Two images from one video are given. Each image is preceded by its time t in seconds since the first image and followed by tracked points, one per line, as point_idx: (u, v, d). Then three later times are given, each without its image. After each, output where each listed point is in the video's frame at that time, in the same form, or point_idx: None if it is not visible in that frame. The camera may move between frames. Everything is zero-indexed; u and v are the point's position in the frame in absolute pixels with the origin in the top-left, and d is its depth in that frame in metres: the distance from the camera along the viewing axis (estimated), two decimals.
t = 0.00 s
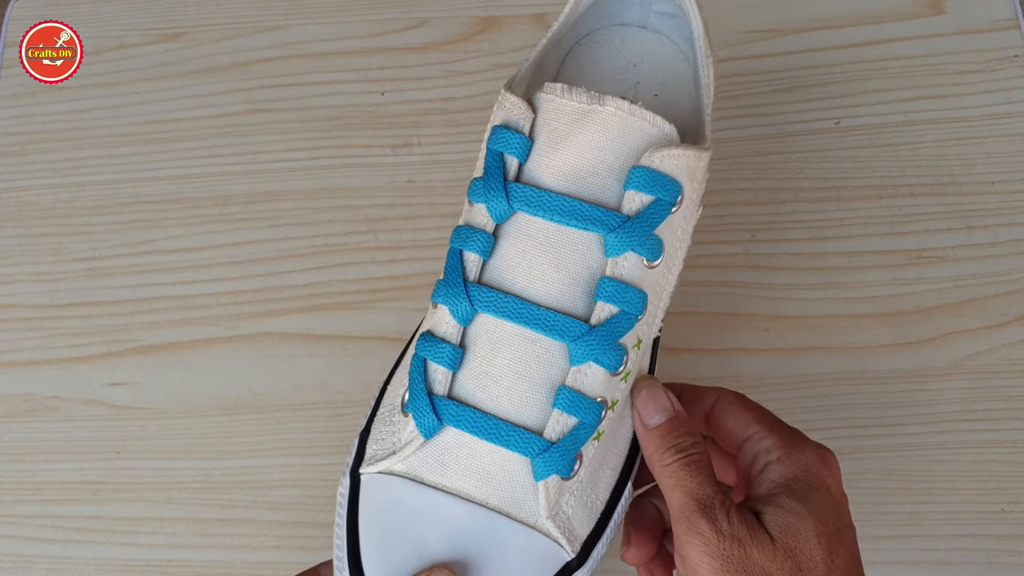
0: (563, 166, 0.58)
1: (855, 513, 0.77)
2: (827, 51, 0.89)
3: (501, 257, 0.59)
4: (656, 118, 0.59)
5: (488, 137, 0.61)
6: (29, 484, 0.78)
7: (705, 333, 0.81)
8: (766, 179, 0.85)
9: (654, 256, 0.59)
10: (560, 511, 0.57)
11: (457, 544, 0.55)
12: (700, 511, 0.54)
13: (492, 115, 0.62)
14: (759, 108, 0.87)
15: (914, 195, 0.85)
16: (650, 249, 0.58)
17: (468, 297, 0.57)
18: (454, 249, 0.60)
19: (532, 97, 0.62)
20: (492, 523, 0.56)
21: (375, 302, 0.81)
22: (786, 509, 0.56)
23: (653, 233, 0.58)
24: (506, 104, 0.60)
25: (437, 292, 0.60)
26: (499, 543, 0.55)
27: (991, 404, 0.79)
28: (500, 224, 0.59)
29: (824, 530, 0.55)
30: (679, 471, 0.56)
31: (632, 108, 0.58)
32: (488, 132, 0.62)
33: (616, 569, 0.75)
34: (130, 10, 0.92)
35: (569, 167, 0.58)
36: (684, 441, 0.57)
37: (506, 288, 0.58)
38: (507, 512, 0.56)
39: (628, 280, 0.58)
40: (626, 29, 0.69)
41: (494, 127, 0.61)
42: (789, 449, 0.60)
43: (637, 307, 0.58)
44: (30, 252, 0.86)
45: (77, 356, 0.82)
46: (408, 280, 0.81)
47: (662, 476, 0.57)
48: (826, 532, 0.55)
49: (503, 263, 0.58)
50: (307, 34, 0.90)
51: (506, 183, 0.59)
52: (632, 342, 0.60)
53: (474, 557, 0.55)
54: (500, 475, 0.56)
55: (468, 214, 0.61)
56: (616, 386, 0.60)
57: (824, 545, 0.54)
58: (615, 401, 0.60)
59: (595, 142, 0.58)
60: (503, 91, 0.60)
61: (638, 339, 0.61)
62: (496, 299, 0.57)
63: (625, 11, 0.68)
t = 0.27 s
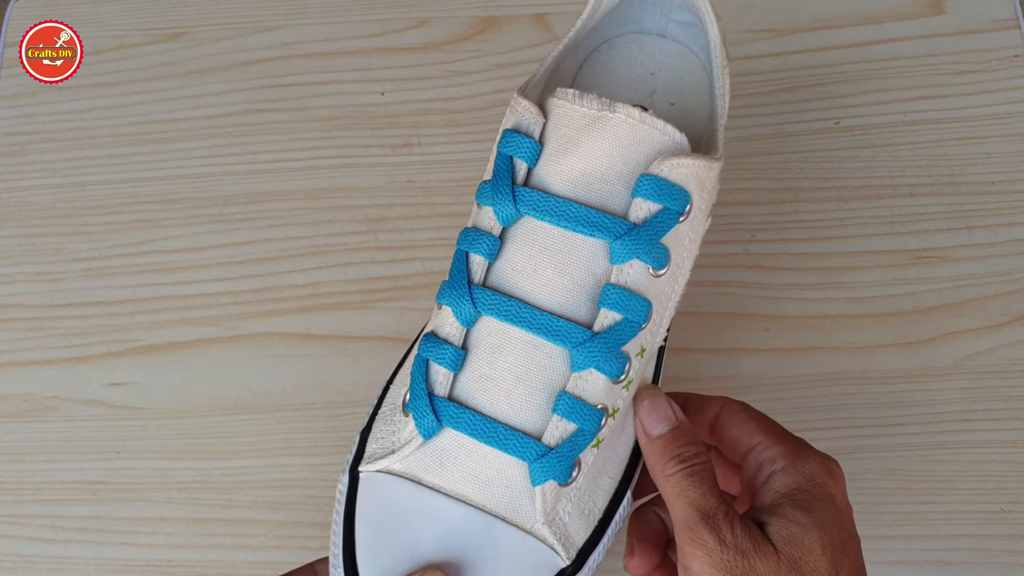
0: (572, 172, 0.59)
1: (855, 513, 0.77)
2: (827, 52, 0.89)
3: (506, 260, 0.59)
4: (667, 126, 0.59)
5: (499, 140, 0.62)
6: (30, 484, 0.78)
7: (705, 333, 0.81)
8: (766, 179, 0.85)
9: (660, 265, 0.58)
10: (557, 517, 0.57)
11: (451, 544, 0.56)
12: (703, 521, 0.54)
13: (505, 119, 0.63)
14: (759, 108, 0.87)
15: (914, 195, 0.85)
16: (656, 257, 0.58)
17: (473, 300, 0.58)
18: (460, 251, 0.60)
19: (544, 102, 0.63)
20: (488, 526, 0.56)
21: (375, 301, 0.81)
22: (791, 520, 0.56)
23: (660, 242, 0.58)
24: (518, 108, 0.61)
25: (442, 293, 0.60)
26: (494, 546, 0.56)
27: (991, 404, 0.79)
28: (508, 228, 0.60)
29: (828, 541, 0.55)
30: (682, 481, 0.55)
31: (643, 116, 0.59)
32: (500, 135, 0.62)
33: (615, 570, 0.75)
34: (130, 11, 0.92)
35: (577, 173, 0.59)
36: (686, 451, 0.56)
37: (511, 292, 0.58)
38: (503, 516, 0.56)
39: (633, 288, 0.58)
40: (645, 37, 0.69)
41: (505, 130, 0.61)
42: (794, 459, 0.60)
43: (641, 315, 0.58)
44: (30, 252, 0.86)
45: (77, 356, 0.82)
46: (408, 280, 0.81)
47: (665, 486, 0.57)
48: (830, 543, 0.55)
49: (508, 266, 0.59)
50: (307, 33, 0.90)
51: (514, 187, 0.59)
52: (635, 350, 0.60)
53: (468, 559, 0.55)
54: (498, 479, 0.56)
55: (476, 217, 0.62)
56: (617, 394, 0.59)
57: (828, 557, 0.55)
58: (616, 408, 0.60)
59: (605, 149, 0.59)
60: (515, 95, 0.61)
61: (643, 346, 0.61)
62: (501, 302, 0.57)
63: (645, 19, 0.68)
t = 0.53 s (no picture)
0: (584, 175, 0.59)
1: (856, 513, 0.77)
2: (827, 52, 0.89)
3: (515, 262, 0.59)
4: (682, 129, 0.58)
5: (513, 140, 0.62)
6: (30, 484, 0.78)
7: (705, 334, 0.81)
8: (766, 179, 0.85)
9: (671, 270, 0.57)
10: (559, 522, 0.57)
11: (451, 545, 0.56)
12: (713, 532, 0.53)
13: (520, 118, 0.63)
14: (759, 108, 0.87)
15: (914, 195, 0.85)
16: (667, 263, 0.57)
17: (481, 301, 0.58)
18: (470, 252, 0.60)
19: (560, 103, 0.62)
20: (489, 528, 0.56)
21: (375, 301, 0.81)
22: (803, 531, 0.55)
23: (671, 247, 0.57)
24: (533, 108, 0.61)
25: (451, 292, 0.60)
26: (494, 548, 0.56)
27: (991, 404, 0.79)
28: (518, 229, 0.60)
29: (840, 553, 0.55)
30: (691, 490, 0.55)
31: (657, 119, 0.58)
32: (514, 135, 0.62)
33: (616, 570, 0.75)
34: (130, 10, 0.92)
35: (589, 176, 0.58)
36: (696, 459, 0.56)
37: (520, 294, 0.58)
38: (505, 519, 0.56)
39: (643, 293, 0.58)
40: (669, 37, 0.68)
41: (519, 130, 0.61)
42: (807, 468, 0.59)
43: (650, 321, 0.57)
44: (30, 252, 0.86)
45: (77, 356, 0.82)
46: (408, 280, 0.81)
47: (674, 494, 0.56)
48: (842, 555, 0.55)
49: (517, 268, 0.59)
50: (307, 33, 0.90)
51: (526, 188, 0.59)
52: (644, 355, 0.59)
53: (467, 560, 0.56)
54: (501, 482, 0.56)
55: (487, 217, 0.62)
56: (624, 400, 0.59)
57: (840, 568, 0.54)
58: (622, 414, 0.59)
59: (617, 152, 0.58)
60: (531, 96, 0.61)
61: (651, 353, 0.60)
62: (508, 304, 0.57)
63: (669, 19, 0.67)
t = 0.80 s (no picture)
0: (597, 179, 0.59)
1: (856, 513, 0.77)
2: (828, 52, 0.89)
3: (525, 264, 0.59)
4: (697, 135, 0.57)
5: (526, 142, 0.62)
6: (29, 484, 0.78)
7: (706, 334, 0.81)
8: (767, 179, 0.85)
9: (681, 277, 0.57)
10: (563, 526, 0.57)
11: (453, 546, 0.56)
12: (720, 540, 0.53)
13: (534, 120, 0.63)
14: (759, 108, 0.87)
15: (914, 195, 0.85)
16: (677, 269, 0.57)
17: (490, 302, 0.58)
18: (481, 252, 0.61)
19: (575, 105, 0.62)
20: (492, 529, 0.56)
21: (375, 301, 0.81)
22: (810, 541, 0.55)
23: (682, 253, 0.57)
24: (547, 110, 0.61)
25: (461, 293, 0.60)
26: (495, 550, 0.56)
27: (991, 404, 0.79)
28: (529, 232, 0.60)
29: (848, 563, 0.54)
30: (699, 498, 0.54)
31: (672, 124, 0.57)
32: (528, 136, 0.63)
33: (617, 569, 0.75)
34: (130, 10, 0.92)
35: (601, 180, 0.58)
36: (704, 467, 0.56)
37: (529, 297, 0.58)
38: (508, 520, 0.56)
39: (652, 299, 0.58)
40: (690, 39, 0.68)
41: (533, 132, 0.62)
42: (817, 477, 0.59)
43: (658, 327, 0.57)
44: (30, 252, 0.86)
45: (77, 356, 0.82)
46: (408, 280, 0.81)
47: (681, 501, 0.56)
48: (850, 566, 0.54)
49: (527, 270, 0.59)
50: (307, 33, 0.90)
51: (538, 190, 0.59)
52: (652, 361, 0.59)
53: (468, 562, 0.56)
54: (506, 483, 0.56)
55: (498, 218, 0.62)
56: (631, 406, 0.59)
57: None
58: (629, 420, 0.59)
59: (630, 157, 0.58)
60: (545, 97, 0.61)
61: (660, 358, 0.60)
62: (517, 306, 0.57)
63: (689, 22, 0.67)
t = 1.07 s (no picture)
0: (589, 184, 0.59)
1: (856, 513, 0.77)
2: (828, 52, 0.89)
3: (518, 269, 0.59)
4: (690, 140, 0.57)
5: (520, 147, 0.62)
6: (30, 484, 0.78)
7: (705, 334, 0.81)
8: (766, 179, 0.85)
9: (673, 284, 0.57)
10: (554, 533, 0.57)
11: (443, 552, 0.56)
12: (714, 549, 0.53)
13: (529, 124, 0.63)
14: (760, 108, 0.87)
15: (914, 195, 0.85)
16: (669, 276, 0.57)
17: (482, 308, 0.58)
18: (473, 258, 0.61)
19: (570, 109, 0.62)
20: (483, 535, 0.56)
21: (375, 301, 0.81)
22: (806, 549, 0.54)
23: (674, 261, 0.57)
24: (542, 115, 0.61)
25: (453, 298, 0.60)
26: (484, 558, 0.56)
27: (991, 404, 0.79)
28: (521, 237, 0.60)
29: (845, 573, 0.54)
30: (693, 506, 0.55)
31: (665, 130, 0.58)
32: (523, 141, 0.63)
33: (616, 569, 0.76)
34: (130, 10, 0.92)
35: (594, 186, 0.58)
36: (699, 475, 0.56)
37: (521, 303, 0.58)
38: (498, 527, 0.56)
39: (644, 306, 0.57)
40: (695, 39, 0.68)
41: (527, 137, 0.62)
42: (814, 485, 0.58)
43: (650, 335, 0.57)
44: (30, 252, 0.86)
45: (77, 356, 0.82)
46: (408, 280, 0.81)
47: (676, 509, 0.56)
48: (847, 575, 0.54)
49: (520, 277, 0.59)
50: (307, 33, 0.90)
51: (530, 196, 0.59)
52: (644, 369, 0.59)
53: (457, 569, 0.56)
54: (497, 490, 0.56)
55: (493, 223, 0.62)
56: (623, 413, 0.59)
57: None
58: (622, 427, 0.59)
59: (623, 162, 0.58)
60: (540, 102, 0.61)
61: (652, 366, 0.59)
62: (508, 312, 0.57)
63: (694, 22, 0.67)
